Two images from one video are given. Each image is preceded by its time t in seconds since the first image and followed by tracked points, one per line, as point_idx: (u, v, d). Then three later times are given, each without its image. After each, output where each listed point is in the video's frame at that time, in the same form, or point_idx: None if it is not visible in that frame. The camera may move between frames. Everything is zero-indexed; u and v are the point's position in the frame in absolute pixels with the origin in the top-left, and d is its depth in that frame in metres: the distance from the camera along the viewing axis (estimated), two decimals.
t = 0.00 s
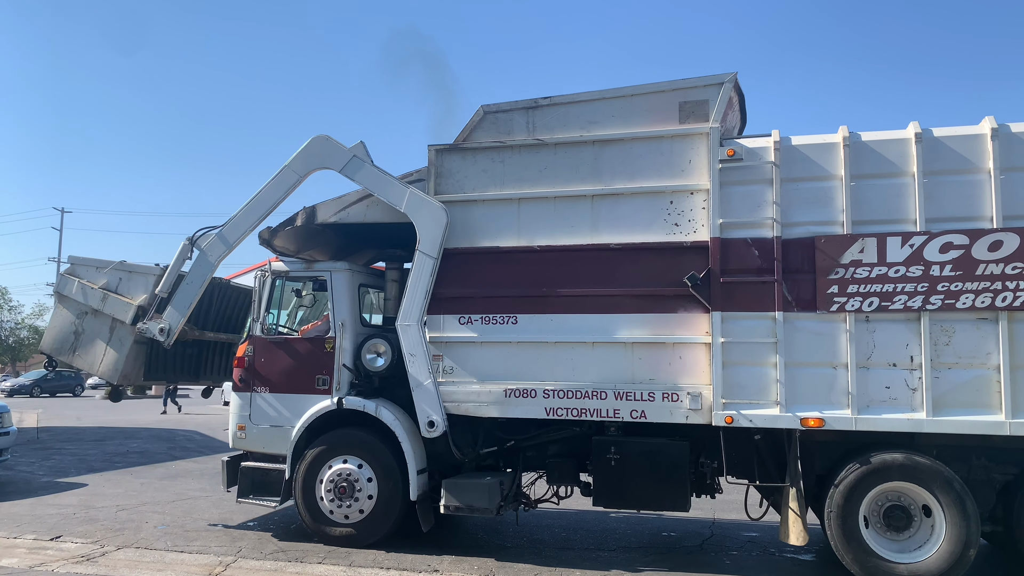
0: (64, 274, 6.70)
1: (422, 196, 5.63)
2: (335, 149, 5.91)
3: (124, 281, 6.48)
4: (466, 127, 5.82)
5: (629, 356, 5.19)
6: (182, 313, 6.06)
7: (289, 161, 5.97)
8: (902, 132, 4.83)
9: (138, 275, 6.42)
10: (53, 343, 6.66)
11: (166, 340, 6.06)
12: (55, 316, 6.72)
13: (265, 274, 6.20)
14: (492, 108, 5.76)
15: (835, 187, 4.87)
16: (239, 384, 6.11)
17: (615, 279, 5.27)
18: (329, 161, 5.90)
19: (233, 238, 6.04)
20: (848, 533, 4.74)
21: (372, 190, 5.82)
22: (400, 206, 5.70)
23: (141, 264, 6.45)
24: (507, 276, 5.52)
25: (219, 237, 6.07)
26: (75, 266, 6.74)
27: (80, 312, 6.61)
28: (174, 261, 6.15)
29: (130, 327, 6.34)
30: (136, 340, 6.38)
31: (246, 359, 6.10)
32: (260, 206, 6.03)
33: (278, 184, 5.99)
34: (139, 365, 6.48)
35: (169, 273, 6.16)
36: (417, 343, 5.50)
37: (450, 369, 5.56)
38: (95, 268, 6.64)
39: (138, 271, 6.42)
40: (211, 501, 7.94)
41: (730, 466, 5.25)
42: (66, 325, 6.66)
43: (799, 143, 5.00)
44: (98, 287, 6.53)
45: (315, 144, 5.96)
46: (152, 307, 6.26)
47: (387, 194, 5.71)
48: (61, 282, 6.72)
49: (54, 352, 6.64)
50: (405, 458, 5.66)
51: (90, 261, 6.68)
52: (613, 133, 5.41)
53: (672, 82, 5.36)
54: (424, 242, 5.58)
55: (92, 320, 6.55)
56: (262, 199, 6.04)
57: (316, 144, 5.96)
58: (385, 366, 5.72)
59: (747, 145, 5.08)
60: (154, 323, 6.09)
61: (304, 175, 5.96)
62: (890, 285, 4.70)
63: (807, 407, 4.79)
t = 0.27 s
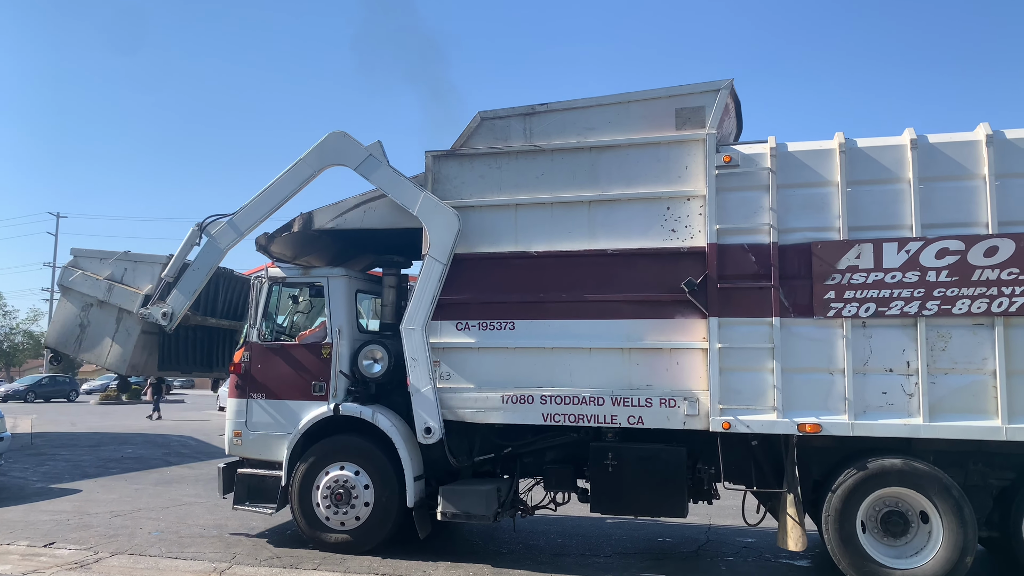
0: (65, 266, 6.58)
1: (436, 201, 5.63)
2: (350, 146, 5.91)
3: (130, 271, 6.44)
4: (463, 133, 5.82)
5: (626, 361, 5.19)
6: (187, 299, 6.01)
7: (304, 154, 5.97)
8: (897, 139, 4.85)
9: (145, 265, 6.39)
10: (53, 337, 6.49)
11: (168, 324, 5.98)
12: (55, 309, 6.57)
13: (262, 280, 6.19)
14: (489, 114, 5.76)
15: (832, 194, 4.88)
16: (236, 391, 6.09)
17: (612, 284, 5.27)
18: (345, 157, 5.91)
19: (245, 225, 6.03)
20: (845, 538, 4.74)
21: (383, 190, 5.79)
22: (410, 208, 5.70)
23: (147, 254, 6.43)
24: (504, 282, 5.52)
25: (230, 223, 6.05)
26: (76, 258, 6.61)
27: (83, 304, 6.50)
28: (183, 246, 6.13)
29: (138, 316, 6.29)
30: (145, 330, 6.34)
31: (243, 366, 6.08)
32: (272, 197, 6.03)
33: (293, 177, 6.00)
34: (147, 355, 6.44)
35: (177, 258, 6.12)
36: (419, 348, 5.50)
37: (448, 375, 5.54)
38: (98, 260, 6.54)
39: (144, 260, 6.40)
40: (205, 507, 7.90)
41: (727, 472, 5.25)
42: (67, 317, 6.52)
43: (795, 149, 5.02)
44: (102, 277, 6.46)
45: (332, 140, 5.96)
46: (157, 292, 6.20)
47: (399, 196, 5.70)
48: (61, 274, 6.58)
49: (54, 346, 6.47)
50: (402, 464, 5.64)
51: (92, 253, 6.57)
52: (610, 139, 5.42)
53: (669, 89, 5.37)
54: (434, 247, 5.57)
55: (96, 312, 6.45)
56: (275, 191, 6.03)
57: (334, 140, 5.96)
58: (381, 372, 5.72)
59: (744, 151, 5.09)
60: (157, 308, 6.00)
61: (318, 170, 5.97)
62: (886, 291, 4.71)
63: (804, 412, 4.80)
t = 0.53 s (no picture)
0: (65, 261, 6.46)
1: (449, 215, 5.57)
2: (367, 151, 5.88)
3: (134, 264, 6.36)
4: (456, 148, 5.83)
5: (619, 377, 5.18)
6: (189, 290, 5.97)
7: (321, 157, 5.96)
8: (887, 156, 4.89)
9: (150, 257, 6.33)
10: (57, 334, 6.36)
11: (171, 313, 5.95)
12: (58, 304, 6.47)
13: (253, 294, 6.15)
14: (482, 129, 5.78)
15: (823, 210, 4.91)
16: (225, 406, 6.03)
17: (604, 299, 5.27)
18: (360, 162, 5.88)
19: (257, 220, 6.00)
20: (839, 554, 4.72)
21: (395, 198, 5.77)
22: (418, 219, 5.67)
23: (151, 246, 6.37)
24: (497, 297, 5.51)
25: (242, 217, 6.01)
26: (77, 252, 6.50)
27: (86, 299, 6.40)
28: (191, 236, 6.06)
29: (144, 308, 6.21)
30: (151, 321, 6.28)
31: (233, 380, 6.03)
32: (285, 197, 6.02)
33: (308, 178, 6.00)
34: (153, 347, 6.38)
35: (183, 246, 6.04)
36: (419, 362, 5.45)
37: (440, 391, 5.51)
38: (100, 253, 6.44)
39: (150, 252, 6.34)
40: (193, 524, 7.79)
41: (719, 488, 5.23)
42: (71, 312, 6.41)
43: (786, 166, 5.05)
44: (106, 271, 6.36)
45: (350, 144, 5.92)
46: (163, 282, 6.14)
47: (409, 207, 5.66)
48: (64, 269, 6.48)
49: (59, 342, 6.36)
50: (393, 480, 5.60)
51: (95, 247, 6.46)
52: (602, 155, 5.45)
53: (661, 105, 5.40)
54: (442, 262, 5.52)
55: (100, 305, 6.36)
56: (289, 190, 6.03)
57: (352, 144, 5.92)
58: (372, 387, 5.72)
59: (735, 167, 5.12)
60: (158, 296, 5.99)
61: (334, 172, 5.97)
62: (878, 307, 4.73)
63: (797, 428, 4.79)
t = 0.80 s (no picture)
0: (72, 255, 6.43)
1: (461, 234, 5.52)
2: (385, 161, 5.86)
3: (138, 259, 6.28)
4: (451, 165, 5.85)
5: (613, 394, 5.17)
6: (196, 286, 6.00)
7: (339, 163, 5.94)
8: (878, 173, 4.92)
9: (154, 252, 6.26)
10: (63, 328, 6.37)
11: (176, 307, 5.97)
12: (63, 299, 6.43)
13: (246, 310, 6.13)
14: (476, 146, 5.80)
15: (815, 227, 4.94)
16: (217, 424, 5.99)
17: (598, 316, 5.28)
18: (377, 172, 5.86)
19: (271, 220, 6.01)
20: (834, 571, 4.70)
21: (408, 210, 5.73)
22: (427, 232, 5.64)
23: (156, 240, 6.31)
24: (491, 313, 5.51)
25: (256, 216, 6.01)
26: (83, 247, 6.45)
27: (91, 294, 6.36)
28: (202, 231, 6.05)
29: (148, 304, 6.14)
30: (154, 316, 6.20)
31: (225, 398, 5.99)
32: (300, 200, 6.02)
33: (324, 183, 5.99)
34: (155, 343, 6.28)
35: (194, 241, 6.03)
36: (418, 378, 5.44)
37: (434, 408, 5.48)
38: (105, 248, 6.39)
39: (154, 246, 6.26)
40: (183, 543, 7.70)
41: (714, 505, 5.21)
42: (76, 308, 6.38)
43: (778, 183, 5.08)
44: (111, 265, 6.32)
45: (370, 153, 5.90)
46: (168, 277, 6.12)
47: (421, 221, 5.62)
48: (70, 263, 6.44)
49: (65, 337, 6.36)
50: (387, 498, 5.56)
51: (101, 242, 6.42)
52: (595, 172, 5.47)
53: (653, 123, 5.44)
54: (451, 280, 5.47)
55: (105, 301, 6.31)
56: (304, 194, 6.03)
57: (372, 154, 5.90)
58: (365, 405, 5.67)
59: (728, 184, 5.15)
60: (164, 290, 5.99)
61: (351, 180, 5.94)
62: (870, 323, 4.75)
63: (791, 445, 4.78)
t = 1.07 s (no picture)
0: (83, 236, 6.38)
1: (478, 250, 5.50)
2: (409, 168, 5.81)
3: (150, 243, 6.27)
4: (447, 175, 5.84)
5: (610, 405, 5.16)
6: (208, 275, 6.00)
7: (362, 165, 5.90)
8: (873, 183, 4.94)
9: (167, 237, 6.26)
10: (72, 308, 6.30)
11: (185, 294, 6.01)
12: (74, 278, 6.38)
13: (241, 321, 6.12)
14: (473, 157, 5.80)
15: (811, 237, 4.95)
16: (212, 435, 5.96)
17: (595, 326, 5.27)
18: (399, 178, 5.81)
19: (290, 215, 6.00)
20: None
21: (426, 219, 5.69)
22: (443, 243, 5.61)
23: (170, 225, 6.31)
24: (488, 323, 5.50)
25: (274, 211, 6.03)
26: (96, 228, 6.40)
27: (102, 275, 6.30)
28: (218, 220, 6.06)
29: (159, 288, 6.11)
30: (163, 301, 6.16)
31: (220, 409, 5.96)
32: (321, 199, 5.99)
33: (345, 184, 5.95)
34: (163, 328, 6.24)
35: (209, 230, 6.06)
36: (422, 391, 5.41)
37: (430, 419, 5.45)
38: (118, 230, 6.35)
39: (168, 231, 6.27)
40: (177, 556, 7.63)
41: (711, 516, 5.19)
42: (86, 288, 6.32)
43: (774, 193, 5.10)
44: (123, 248, 6.27)
45: (394, 159, 5.85)
46: (180, 263, 6.13)
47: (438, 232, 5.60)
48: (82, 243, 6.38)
49: (74, 318, 6.28)
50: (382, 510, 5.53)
51: (114, 224, 6.38)
52: (591, 182, 5.49)
53: (649, 134, 5.46)
54: (464, 294, 5.45)
55: (115, 283, 6.26)
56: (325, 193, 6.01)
57: (395, 159, 5.85)
58: (361, 416, 5.65)
59: (724, 195, 5.17)
60: (175, 276, 5.99)
61: (372, 184, 5.89)
62: (867, 333, 4.75)
63: (789, 455, 4.77)
